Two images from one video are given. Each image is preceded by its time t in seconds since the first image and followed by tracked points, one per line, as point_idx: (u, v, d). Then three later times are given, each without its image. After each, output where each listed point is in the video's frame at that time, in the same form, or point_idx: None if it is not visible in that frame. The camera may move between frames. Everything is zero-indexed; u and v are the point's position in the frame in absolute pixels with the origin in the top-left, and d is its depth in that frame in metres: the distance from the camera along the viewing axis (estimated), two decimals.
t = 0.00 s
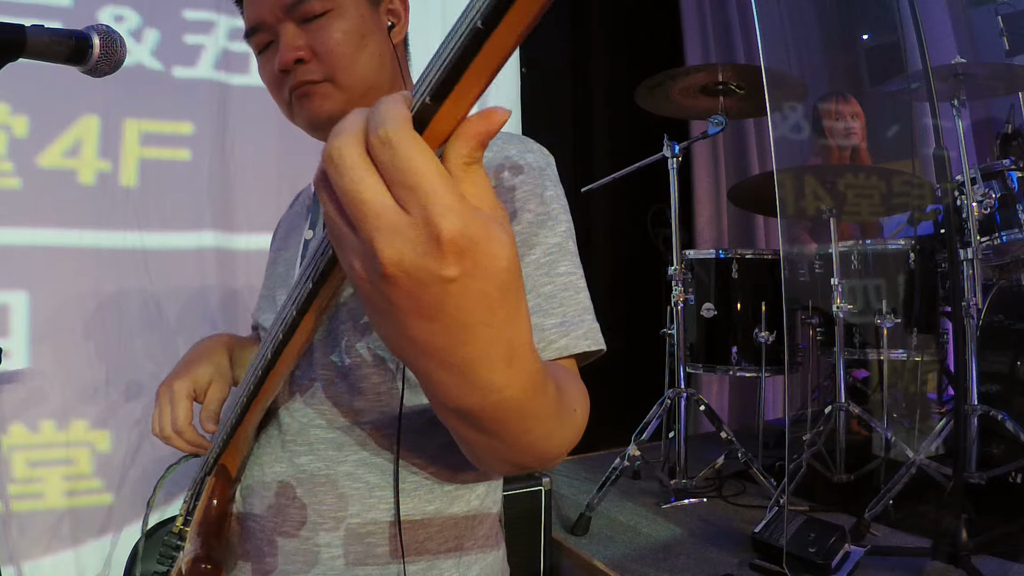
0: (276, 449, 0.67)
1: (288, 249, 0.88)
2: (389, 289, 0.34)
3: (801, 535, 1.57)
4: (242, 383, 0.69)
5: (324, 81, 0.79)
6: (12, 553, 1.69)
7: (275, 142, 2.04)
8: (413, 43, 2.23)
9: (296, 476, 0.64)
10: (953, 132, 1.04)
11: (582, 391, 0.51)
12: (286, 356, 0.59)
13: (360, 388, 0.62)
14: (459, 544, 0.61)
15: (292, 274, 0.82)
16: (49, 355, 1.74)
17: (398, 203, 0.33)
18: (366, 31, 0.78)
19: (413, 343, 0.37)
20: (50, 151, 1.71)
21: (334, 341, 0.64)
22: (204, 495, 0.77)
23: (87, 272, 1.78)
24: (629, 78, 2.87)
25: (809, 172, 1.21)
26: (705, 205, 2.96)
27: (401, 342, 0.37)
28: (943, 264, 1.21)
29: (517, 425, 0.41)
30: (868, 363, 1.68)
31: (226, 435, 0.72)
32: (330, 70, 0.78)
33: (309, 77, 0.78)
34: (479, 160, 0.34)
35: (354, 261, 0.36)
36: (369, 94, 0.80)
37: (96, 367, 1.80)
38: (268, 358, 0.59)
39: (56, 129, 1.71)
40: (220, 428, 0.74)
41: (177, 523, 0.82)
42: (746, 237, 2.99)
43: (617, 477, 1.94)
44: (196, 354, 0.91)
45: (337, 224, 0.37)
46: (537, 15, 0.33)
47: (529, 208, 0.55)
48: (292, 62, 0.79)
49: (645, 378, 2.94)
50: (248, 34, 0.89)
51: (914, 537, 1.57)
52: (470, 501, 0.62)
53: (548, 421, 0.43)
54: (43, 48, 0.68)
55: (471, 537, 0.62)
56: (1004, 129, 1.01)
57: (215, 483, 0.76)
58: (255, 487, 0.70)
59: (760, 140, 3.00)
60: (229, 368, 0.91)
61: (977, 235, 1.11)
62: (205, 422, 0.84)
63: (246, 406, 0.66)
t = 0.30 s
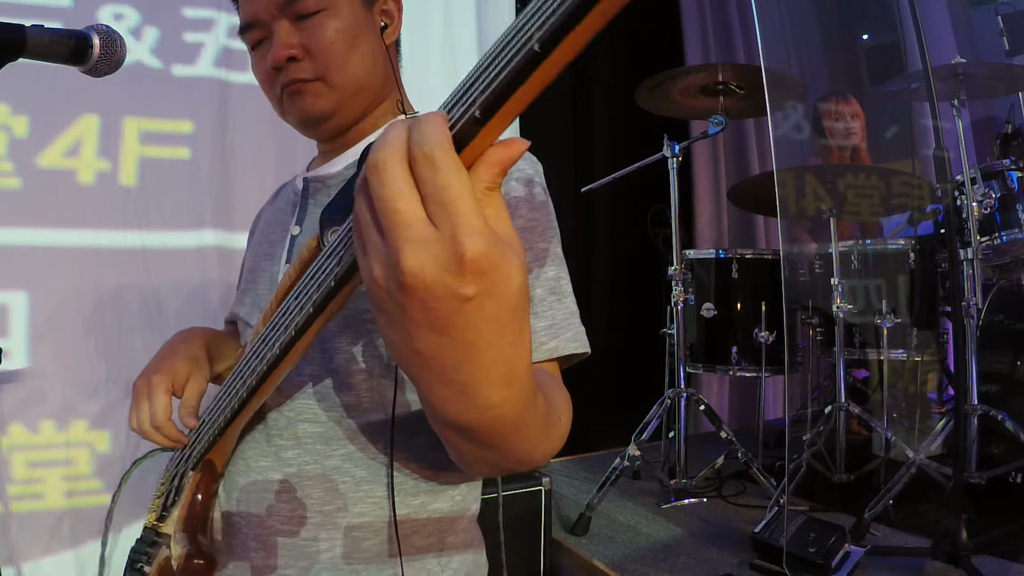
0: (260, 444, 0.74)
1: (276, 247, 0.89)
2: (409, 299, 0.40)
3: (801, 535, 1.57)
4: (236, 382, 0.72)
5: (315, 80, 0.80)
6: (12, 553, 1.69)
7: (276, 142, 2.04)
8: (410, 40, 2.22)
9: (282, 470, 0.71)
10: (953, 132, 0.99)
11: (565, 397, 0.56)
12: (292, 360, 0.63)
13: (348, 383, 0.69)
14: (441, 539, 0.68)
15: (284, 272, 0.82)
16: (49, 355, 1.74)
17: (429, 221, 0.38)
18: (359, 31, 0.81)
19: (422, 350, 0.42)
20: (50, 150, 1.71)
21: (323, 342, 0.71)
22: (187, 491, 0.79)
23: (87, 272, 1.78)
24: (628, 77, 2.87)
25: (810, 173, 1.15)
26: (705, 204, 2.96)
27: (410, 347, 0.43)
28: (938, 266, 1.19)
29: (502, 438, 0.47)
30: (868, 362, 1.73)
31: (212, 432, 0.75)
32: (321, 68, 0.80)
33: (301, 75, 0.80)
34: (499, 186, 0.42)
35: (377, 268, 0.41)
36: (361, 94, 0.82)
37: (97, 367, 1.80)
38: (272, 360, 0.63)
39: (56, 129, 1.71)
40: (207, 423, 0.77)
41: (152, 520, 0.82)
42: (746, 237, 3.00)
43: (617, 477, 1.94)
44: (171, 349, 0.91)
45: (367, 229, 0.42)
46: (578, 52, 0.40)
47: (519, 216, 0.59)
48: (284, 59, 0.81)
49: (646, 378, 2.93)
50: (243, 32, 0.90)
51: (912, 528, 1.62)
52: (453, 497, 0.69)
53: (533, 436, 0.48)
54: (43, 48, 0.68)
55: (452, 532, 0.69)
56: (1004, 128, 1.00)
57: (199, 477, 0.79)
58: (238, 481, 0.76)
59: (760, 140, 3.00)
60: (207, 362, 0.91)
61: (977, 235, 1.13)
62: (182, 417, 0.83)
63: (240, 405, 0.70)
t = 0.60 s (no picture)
0: (251, 444, 0.75)
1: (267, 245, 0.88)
2: (409, 307, 0.43)
3: (801, 535, 1.58)
4: (231, 384, 0.73)
5: (307, 80, 0.81)
6: (12, 553, 1.69)
7: (275, 144, 2.03)
8: (409, 40, 2.22)
9: (272, 469, 0.72)
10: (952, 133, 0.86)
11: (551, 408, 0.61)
12: (290, 364, 0.63)
13: (339, 383, 0.71)
14: (429, 537, 0.71)
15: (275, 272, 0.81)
16: (48, 354, 1.74)
17: (427, 232, 0.42)
18: (354, 33, 0.81)
19: (419, 359, 0.45)
20: (49, 148, 1.71)
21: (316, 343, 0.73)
22: (178, 490, 0.80)
23: (86, 270, 1.78)
24: (628, 78, 2.87)
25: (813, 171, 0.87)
26: (705, 205, 2.96)
27: (406, 358, 0.45)
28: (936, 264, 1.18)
29: (492, 444, 0.50)
30: (868, 364, 1.71)
31: (205, 433, 0.76)
32: (314, 68, 0.80)
33: (294, 74, 0.81)
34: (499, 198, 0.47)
35: (374, 282, 0.44)
36: (353, 95, 0.82)
37: (96, 366, 1.80)
38: (270, 363, 0.63)
39: (56, 126, 1.71)
40: (200, 425, 0.79)
41: (136, 521, 0.84)
42: (746, 236, 3.00)
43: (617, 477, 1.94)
44: (158, 348, 0.91)
45: (363, 247, 0.45)
46: (582, 78, 0.47)
47: (512, 222, 0.66)
48: (278, 58, 0.81)
49: (646, 378, 2.94)
50: (240, 30, 0.90)
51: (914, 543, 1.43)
52: (441, 496, 0.72)
53: (519, 441, 0.52)
54: (43, 48, 0.68)
55: (439, 530, 0.72)
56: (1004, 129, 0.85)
57: (189, 478, 0.80)
58: (229, 482, 0.76)
59: (760, 140, 3.00)
60: (196, 360, 0.92)
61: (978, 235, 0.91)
62: (172, 416, 0.84)
63: (236, 407, 0.70)
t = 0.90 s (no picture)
0: (245, 443, 0.75)
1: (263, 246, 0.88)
2: (421, 296, 0.43)
3: (801, 535, 1.58)
4: (224, 382, 0.73)
5: (313, 79, 0.81)
6: (12, 552, 1.69)
7: (276, 147, 2.04)
8: (410, 39, 2.22)
9: (266, 468, 0.72)
10: (952, 133, 0.85)
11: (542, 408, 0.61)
12: (283, 363, 0.64)
13: (333, 382, 0.71)
14: (422, 535, 0.71)
15: (269, 273, 0.82)
16: (46, 353, 1.73)
17: (441, 223, 0.42)
18: (360, 36, 0.82)
19: (426, 349, 0.45)
20: (49, 146, 1.71)
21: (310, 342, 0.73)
22: (171, 488, 0.80)
23: (85, 269, 1.78)
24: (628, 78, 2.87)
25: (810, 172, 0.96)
26: (705, 205, 2.96)
27: (414, 347, 0.45)
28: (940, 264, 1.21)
29: (491, 437, 0.50)
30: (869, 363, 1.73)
31: (199, 431, 0.76)
32: (321, 68, 0.80)
33: (300, 72, 0.80)
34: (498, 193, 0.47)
35: (388, 270, 0.44)
36: (357, 96, 0.83)
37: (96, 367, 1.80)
38: (264, 362, 0.64)
39: (56, 125, 1.71)
40: (194, 423, 0.78)
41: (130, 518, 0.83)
42: (746, 236, 3.00)
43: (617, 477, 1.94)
44: (153, 347, 0.91)
45: (376, 232, 0.44)
46: (574, 80, 0.47)
47: (506, 225, 0.66)
48: (284, 55, 0.81)
49: (647, 378, 2.94)
50: (241, 26, 0.89)
51: (912, 549, 1.47)
52: (433, 494, 0.72)
53: (517, 434, 0.52)
54: (43, 48, 0.68)
55: (432, 528, 0.72)
56: (1004, 129, 0.83)
57: (182, 476, 0.79)
58: (223, 480, 0.76)
59: (760, 140, 3.00)
60: (191, 359, 0.92)
61: (977, 235, 0.92)
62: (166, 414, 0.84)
63: (228, 406, 0.70)
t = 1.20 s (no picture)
0: (243, 443, 0.75)
1: (262, 246, 0.88)
2: (427, 281, 0.43)
3: (801, 535, 1.57)
4: (219, 381, 0.73)
5: (311, 79, 0.81)
6: (12, 552, 1.69)
7: (277, 149, 2.04)
8: (410, 38, 2.22)
9: (261, 467, 0.72)
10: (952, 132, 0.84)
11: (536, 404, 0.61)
12: (277, 360, 0.64)
13: (329, 382, 0.71)
14: (417, 535, 0.70)
15: (266, 273, 0.81)
16: (46, 354, 1.73)
17: (445, 209, 0.42)
18: (360, 38, 0.82)
19: (433, 338, 0.44)
20: (49, 147, 1.71)
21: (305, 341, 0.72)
22: (168, 486, 0.80)
23: (85, 270, 1.78)
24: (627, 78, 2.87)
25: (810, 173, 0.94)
26: (705, 205, 2.96)
27: (420, 336, 0.45)
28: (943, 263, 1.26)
29: (493, 429, 0.50)
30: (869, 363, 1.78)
31: (197, 428, 0.76)
32: (320, 69, 0.80)
33: (299, 72, 0.81)
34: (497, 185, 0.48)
35: (392, 256, 0.43)
36: (355, 97, 0.83)
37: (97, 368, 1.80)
38: (258, 359, 0.64)
39: (56, 126, 1.71)
40: (191, 423, 0.78)
41: (128, 517, 0.83)
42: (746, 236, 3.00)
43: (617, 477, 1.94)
44: (151, 348, 0.91)
45: (379, 220, 0.44)
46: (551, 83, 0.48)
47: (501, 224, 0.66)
48: (283, 55, 0.81)
49: (647, 378, 2.94)
50: (244, 25, 0.89)
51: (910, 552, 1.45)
52: (428, 493, 0.72)
53: (517, 426, 0.52)
54: (43, 48, 0.68)
55: (427, 528, 0.71)
56: (1003, 129, 0.83)
57: (179, 474, 0.79)
58: (220, 480, 0.77)
59: (760, 140, 3.00)
60: (190, 360, 0.92)
61: (977, 234, 0.91)
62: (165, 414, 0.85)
63: (224, 403, 0.71)
